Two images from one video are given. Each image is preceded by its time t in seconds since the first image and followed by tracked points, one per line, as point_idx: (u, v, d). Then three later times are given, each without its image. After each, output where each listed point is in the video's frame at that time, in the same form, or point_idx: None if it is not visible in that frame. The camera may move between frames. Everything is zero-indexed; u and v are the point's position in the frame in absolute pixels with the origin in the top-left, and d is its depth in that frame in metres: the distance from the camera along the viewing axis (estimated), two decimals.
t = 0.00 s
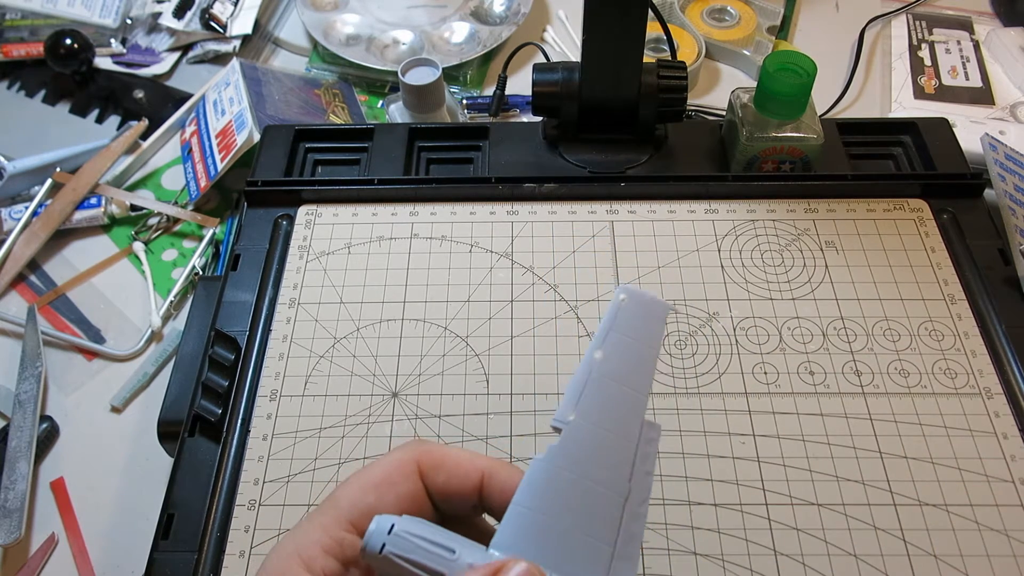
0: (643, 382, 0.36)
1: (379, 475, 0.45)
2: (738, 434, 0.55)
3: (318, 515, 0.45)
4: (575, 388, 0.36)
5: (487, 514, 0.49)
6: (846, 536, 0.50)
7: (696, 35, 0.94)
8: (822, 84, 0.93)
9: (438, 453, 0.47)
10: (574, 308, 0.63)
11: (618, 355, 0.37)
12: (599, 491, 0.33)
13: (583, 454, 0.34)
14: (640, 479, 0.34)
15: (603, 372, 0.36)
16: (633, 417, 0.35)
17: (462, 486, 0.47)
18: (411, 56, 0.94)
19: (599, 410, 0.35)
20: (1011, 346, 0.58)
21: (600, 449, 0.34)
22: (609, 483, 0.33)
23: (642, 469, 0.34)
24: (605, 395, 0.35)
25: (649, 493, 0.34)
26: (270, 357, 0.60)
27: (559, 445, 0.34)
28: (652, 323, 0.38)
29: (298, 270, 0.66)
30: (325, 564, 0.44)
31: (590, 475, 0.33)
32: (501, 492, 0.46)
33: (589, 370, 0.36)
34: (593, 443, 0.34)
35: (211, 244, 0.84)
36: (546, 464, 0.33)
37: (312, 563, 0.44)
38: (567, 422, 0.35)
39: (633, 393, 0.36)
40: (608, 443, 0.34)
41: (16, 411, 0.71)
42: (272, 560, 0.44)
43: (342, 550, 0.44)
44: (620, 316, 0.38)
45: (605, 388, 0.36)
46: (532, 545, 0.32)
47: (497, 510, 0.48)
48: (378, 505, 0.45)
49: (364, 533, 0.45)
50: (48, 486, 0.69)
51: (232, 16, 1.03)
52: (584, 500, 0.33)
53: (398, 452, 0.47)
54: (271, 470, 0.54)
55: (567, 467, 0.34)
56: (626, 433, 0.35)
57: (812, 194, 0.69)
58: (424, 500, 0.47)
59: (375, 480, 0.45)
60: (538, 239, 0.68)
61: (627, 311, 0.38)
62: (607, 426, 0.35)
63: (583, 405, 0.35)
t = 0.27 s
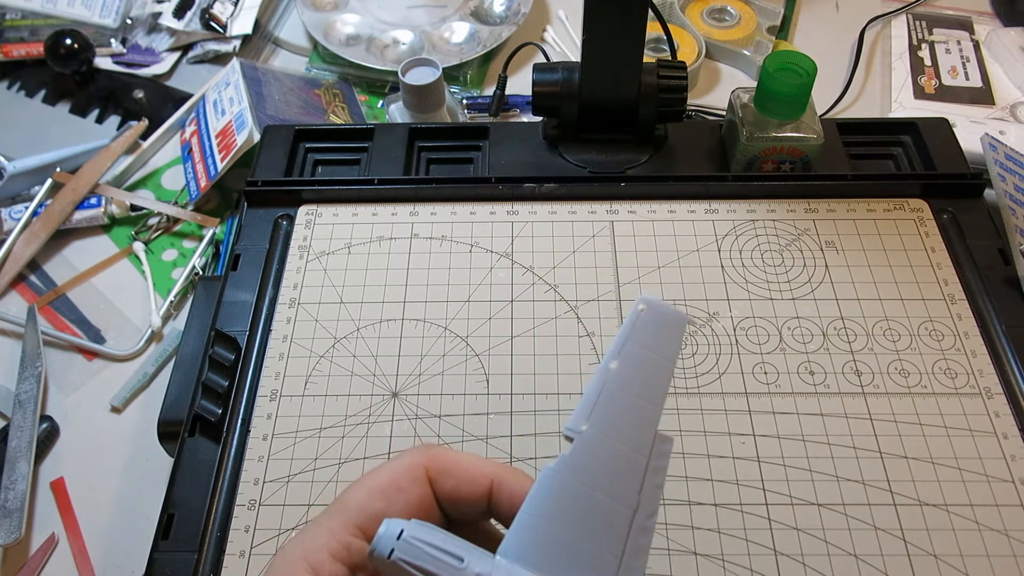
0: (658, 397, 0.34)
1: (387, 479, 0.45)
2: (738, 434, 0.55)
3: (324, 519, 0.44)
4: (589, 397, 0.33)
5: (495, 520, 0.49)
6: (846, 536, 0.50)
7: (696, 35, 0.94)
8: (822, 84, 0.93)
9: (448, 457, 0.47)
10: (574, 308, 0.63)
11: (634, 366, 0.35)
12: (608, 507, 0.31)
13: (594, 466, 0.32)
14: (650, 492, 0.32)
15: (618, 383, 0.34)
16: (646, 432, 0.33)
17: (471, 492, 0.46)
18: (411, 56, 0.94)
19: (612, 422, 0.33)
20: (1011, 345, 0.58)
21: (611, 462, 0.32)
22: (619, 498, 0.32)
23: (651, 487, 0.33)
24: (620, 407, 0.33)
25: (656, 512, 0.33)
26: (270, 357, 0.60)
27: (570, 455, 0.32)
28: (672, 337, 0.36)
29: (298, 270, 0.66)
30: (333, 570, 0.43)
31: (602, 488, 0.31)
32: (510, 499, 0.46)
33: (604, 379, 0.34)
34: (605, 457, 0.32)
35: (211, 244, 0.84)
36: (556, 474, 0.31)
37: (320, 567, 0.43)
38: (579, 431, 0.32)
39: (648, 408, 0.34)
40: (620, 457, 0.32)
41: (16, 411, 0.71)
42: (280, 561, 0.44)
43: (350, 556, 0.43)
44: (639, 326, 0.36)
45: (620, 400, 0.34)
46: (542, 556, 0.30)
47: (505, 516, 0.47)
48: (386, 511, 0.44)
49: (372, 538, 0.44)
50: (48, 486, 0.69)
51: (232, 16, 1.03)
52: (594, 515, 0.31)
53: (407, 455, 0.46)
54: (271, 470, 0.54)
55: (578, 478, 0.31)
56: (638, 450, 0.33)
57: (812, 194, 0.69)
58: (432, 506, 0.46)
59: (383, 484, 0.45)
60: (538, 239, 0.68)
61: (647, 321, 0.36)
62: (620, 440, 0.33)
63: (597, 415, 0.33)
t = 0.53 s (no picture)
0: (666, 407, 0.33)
1: (391, 482, 0.45)
2: (738, 434, 0.55)
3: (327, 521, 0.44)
4: (597, 404, 0.32)
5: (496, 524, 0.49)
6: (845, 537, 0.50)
7: (696, 35, 0.94)
8: (822, 84, 0.93)
9: (453, 461, 0.47)
10: (574, 308, 0.63)
11: (642, 372, 0.33)
12: (613, 517, 0.31)
13: (600, 476, 0.31)
14: (654, 502, 0.32)
15: (625, 390, 0.33)
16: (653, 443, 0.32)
17: (475, 497, 0.46)
18: (411, 56, 0.94)
19: (620, 430, 0.32)
20: (1011, 345, 0.58)
21: (617, 472, 0.31)
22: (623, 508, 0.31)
23: (655, 496, 0.32)
24: (627, 415, 0.32)
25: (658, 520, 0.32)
26: (270, 356, 0.60)
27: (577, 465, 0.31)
28: (681, 344, 0.34)
29: (298, 270, 0.66)
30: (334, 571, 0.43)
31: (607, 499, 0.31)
32: (515, 505, 0.46)
33: (613, 385, 0.33)
34: (611, 466, 0.31)
35: (211, 244, 0.84)
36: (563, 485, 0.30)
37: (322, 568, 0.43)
38: (585, 439, 0.31)
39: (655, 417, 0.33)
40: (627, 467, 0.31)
41: (16, 411, 0.71)
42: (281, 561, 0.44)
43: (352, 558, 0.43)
44: (648, 331, 0.34)
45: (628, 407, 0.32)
46: (545, 563, 0.30)
47: (508, 521, 0.48)
48: (390, 514, 0.44)
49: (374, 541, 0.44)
50: (48, 486, 0.69)
51: (232, 16, 1.03)
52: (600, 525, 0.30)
53: (412, 459, 0.47)
54: (271, 470, 0.54)
55: (584, 487, 0.31)
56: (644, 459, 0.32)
57: (812, 194, 0.69)
58: (435, 509, 0.46)
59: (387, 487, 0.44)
60: (538, 238, 0.68)
61: (656, 326, 0.34)
62: (627, 449, 0.32)
63: (605, 422, 0.32)
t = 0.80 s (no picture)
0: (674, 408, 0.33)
1: (404, 489, 0.45)
2: (738, 434, 0.55)
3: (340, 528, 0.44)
4: (606, 409, 0.33)
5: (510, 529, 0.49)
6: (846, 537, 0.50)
7: (696, 35, 0.94)
8: (822, 85, 0.93)
9: (465, 468, 0.47)
10: (574, 308, 0.63)
11: (651, 375, 0.34)
12: (625, 519, 0.32)
13: (611, 480, 0.32)
14: (666, 500, 0.33)
15: (634, 393, 0.33)
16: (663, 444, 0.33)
17: (488, 502, 0.46)
18: (411, 56, 0.94)
19: (630, 434, 0.32)
20: (1011, 345, 0.58)
21: (629, 475, 0.32)
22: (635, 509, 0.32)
23: (667, 495, 0.33)
24: (637, 419, 0.33)
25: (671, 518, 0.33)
26: (270, 357, 0.60)
27: (587, 469, 0.32)
28: (691, 345, 0.34)
29: (298, 270, 0.66)
30: None
31: (619, 502, 0.32)
32: (529, 511, 0.46)
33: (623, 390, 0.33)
34: (622, 469, 0.32)
35: (211, 244, 0.84)
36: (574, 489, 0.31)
37: None
38: (596, 444, 0.32)
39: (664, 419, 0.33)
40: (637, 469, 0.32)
41: (16, 411, 0.71)
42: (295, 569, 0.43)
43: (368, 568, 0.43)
44: (657, 334, 0.34)
45: (637, 410, 0.33)
46: (560, 568, 0.31)
47: (521, 526, 0.48)
48: (406, 521, 0.44)
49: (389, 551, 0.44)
50: (48, 486, 0.69)
51: (232, 16, 1.03)
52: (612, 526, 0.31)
53: (424, 465, 0.47)
54: (271, 470, 0.54)
55: (596, 491, 0.31)
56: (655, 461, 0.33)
57: (812, 194, 0.69)
58: (448, 516, 0.46)
59: (401, 494, 0.45)
60: (538, 238, 0.68)
61: (665, 329, 0.34)
62: (637, 451, 0.32)
63: (615, 427, 0.32)
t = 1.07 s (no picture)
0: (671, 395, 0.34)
1: (404, 487, 0.45)
2: (738, 434, 0.55)
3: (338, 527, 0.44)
4: (602, 398, 0.33)
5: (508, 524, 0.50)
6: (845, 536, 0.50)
7: (696, 35, 0.94)
8: (822, 85, 0.93)
9: (463, 465, 0.47)
10: (574, 308, 0.63)
11: (646, 364, 0.34)
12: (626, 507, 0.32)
13: (610, 469, 0.32)
14: (667, 490, 0.33)
15: (630, 382, 0.34)
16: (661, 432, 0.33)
17: (487, 499, 0.46)
18: (411, 56, 0.94)
19: (627, 423, 0.33)
20: (1011, 345, 0.58)
21: (627, 463, 0.32)
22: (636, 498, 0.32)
23: (668, 484, 0.33)
24: (633, 408, 0.33)
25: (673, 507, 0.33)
26: (270, 357, 0.60)
27: (585, 459, 0.32)
28: (684, 332, 0.35)
29: (298, 270, 0.66)
30: None
31: (618, 491, 0.32)
32: (528, 505, 0.47)
33: (617, 379, 0.34)
34: (620, 458, 0.32)
35: (211, 244, 0.84)
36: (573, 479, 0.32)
37: None
38: (593, 434, 0.32)
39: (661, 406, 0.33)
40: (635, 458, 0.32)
41: (16, 411, 0.71)
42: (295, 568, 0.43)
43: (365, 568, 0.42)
44: (649, 322, 0.35)
45: (633, 399, 0.33)
46: (563, 562, 0.31)
47: (520, 521, 0.48)
48: (405, 519, 0.44)
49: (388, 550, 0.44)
50: (48, 486, 0.69)
51: (232, 16, 1.03)
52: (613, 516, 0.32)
53: (422, 463, 0.46)
54: (271, 470, 0.54)
55: (594, 480, 0.32)
56: (653, 449, 0.33)
57: (812, 194, 0.69)
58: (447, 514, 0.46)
59: (400, 493, 0.45)
60: (538, 239, 0.68)
61: (657, 317, 0.35)
62: (635, 440, 0.33)
63: (611, 416, 0.33)
